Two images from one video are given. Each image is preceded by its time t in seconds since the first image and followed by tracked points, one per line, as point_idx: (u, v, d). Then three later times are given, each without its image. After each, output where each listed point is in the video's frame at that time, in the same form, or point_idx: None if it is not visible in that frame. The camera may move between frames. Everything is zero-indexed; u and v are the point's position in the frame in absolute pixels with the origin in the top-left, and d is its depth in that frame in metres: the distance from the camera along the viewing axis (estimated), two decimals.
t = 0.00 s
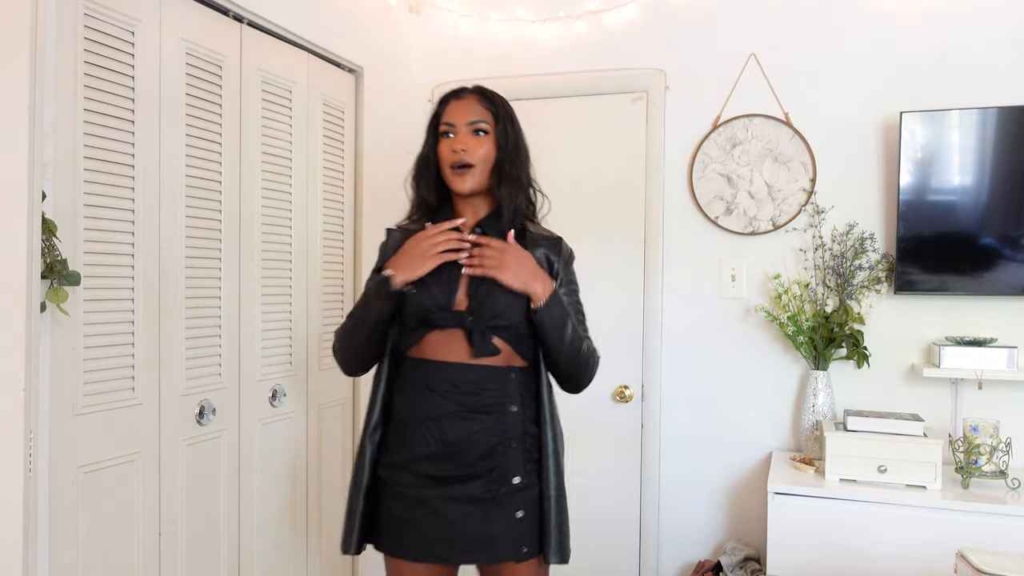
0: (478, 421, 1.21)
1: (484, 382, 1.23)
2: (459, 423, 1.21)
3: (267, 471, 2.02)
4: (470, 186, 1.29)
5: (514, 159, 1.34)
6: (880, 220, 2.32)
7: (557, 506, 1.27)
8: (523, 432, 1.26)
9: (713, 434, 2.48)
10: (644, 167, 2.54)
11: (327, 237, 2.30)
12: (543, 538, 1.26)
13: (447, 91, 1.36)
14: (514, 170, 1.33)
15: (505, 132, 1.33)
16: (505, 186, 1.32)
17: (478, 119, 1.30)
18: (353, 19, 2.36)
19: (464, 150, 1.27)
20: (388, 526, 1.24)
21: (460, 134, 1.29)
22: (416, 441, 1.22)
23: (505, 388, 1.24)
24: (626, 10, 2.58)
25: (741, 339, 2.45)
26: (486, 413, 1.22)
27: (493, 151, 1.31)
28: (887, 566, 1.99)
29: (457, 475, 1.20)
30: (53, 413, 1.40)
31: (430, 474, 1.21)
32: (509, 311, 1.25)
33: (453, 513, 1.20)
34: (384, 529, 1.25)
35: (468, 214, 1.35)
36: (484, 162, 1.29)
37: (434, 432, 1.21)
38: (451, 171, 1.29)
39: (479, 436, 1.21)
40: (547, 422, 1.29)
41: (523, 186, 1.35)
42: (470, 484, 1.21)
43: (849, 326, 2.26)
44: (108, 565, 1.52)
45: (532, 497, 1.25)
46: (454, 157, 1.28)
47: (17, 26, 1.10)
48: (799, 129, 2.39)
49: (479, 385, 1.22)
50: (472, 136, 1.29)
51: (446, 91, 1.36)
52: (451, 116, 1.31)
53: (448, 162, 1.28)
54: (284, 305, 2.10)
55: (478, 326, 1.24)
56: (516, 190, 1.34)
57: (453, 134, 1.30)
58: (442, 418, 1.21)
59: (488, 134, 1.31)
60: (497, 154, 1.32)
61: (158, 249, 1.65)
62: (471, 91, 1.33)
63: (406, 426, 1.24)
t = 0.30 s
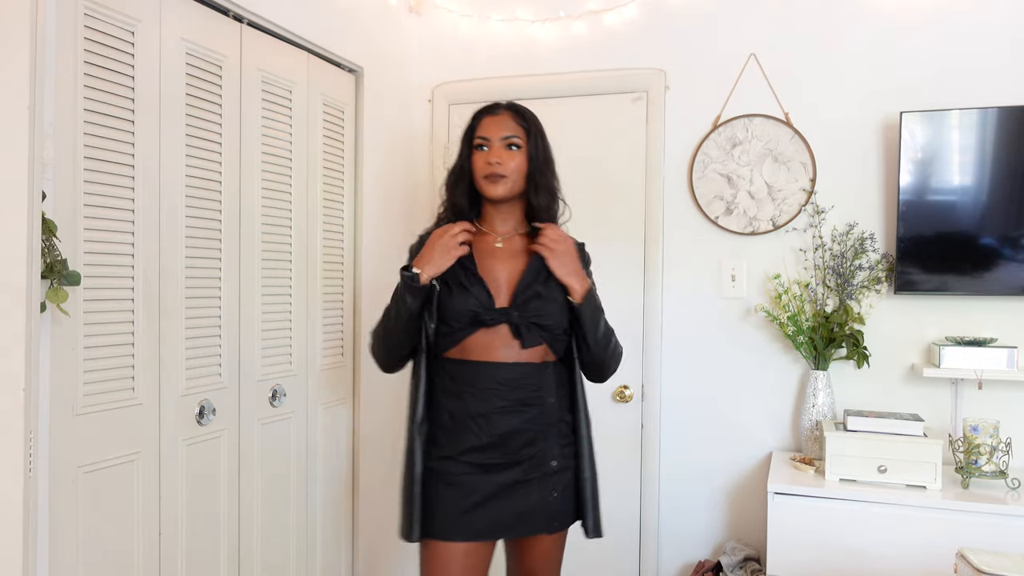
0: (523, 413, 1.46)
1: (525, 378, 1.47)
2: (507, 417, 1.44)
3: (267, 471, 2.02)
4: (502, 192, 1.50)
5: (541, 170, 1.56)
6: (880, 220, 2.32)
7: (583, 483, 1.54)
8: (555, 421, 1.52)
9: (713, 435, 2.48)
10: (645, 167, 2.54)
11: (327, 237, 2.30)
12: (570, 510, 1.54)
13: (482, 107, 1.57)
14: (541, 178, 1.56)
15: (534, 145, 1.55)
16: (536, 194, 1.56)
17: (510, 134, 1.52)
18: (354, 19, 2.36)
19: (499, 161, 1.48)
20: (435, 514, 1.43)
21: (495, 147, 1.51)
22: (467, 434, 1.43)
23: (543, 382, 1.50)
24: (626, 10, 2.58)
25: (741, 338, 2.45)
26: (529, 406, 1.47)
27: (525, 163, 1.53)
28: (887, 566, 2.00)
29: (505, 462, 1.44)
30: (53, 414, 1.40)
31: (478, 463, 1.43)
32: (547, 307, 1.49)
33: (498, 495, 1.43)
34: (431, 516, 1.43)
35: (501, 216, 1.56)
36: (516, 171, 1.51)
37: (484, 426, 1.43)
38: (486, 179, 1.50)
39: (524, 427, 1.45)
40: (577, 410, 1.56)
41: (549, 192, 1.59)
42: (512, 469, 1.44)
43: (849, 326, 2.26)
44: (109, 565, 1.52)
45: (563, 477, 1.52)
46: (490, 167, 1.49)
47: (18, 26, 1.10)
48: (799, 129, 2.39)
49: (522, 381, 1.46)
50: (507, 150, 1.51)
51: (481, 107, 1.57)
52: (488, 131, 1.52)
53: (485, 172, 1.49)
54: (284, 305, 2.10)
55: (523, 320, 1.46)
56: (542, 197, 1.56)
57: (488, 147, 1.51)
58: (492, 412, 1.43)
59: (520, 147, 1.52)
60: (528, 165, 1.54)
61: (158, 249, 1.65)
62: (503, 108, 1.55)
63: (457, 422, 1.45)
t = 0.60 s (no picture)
0: (508, 410, 1.52)
1: (511, 375, 1.52)
2: (494, 414, 1.51)
3: (267, 471, 2.03)
4: (487, 185, 1.60)
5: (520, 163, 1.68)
6: (880, 220, 2.31)
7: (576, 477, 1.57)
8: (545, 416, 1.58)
9: (712, 435, 2.48)
10: (645, 167, 2.54)
11: (328, 238, 2.30)
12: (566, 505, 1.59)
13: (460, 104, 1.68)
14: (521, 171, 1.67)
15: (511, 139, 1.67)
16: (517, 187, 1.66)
17: (489, 128, 1.62)
18: (354, 19, 2.36)
19: (482, 155, 1.59)
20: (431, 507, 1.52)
21: (477, 141, 1.61)
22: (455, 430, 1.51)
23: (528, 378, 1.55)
24: (626, 10, 2.58)
25: (741, 338, 2.45)
26: (515, 403, 1.52)
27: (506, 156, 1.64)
28: (887, 566, 1.99)
29: (492, 456, 1.52)
30: (53, 414, 1.40)
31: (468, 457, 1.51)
32: (534, 300, 1.57)
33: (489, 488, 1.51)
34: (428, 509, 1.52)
35: (485, 212, 1.65)
36: (499, 165, 1.61)
37: (473, 423, 1.51)
38: (472, 174, 1.60)
39: (510, 423, 1.52)
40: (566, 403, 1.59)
41: (527, 187, 1.70)
42: (501, 464, 1.52)
43: (849, 326, 2.26)
44: (109, 565, 1.52)
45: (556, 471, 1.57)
46: (474, 161, 1.59)
47: (18, 26, 1.10)
48: (799, 129, 2.39)
49: (506, 378, 1.52)
50: (488, 143, 1.61)
51: (459, 105, 1.68)
52: (468, 127, 1.62)
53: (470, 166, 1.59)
54: (284, 305, 2.10)
55: (508, 315, 1.54)
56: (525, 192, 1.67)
57: (470, 142, 1.62)
58: (478, 408, 1.51)
59: (500, 141, 1.63)
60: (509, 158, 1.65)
61: (158, 250, 1.65)
62: (481, 104, 1.66)
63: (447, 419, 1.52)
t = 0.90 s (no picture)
0: (521, 401, 1.59)
1: (524, 371, 1.60)
2: (509, 405, 1.58)
3: (268, 471, 2.03)
4: (508, 199, 1.65)
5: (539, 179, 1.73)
6: (880, 220, 2.32)
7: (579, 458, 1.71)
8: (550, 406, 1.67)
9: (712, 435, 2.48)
10: (645, 167, 2.54)
11: (328, 237, 2.30)
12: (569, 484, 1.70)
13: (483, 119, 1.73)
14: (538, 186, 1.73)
15: (532, 153, 1.72)
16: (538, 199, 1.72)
17: (511, 144, 1.68)
18: (354, 19, 2.36)
19: (505, 170, 1.64)
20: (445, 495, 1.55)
21: (499, 156, 1.66)
22: (472, 421, 1.56)
23: (538, 375, 1.63)
24: (626, 10, 2.58)
25: (741, 338, 2.45)
26: (527, 395, 1.60)
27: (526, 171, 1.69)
28: (887, 566, 1.99)
29: (507, 443, 1.58)
30: (53, 414, 1.40)
31: (485, 447, 1.56)
32: (545, 308, 1.63)
33: (504, 474, 1.57)
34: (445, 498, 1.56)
35: (503, 220, 1.69)
36: (520, 179, 1.66)
37: (488, 414, 1.57)
38: (494, 186, 1.65)
39: (523, 412, 1.60)
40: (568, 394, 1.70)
41: (544, 198, 1.75)
42: (515, 451, 1.59)
43: (849, 326, 2.26)
44: (109, 565, 1.52)
45: (561, 455, 1.68)
46: (496, 175, 1.64)
47: (19, 26, 1.10)
48: (799, 130, 2.39)
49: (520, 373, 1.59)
50: (510, 158, 1.67)
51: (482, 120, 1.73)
52: (492, 141, 1.67)
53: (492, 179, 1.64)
54: (284, 305, 2.10)
55: (521, 320, 1.60)
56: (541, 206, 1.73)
57: (492, 156, 1.67)
58: (492, 402, 1.57)
59: (521, 156, 1.68)
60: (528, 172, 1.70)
61: (158, 250, 1.65)
62: (502, 120, 1.71)
63: (463, 411, 1.57)
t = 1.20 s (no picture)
0: (524, 391, 1.68)
1: (528, 362, 1.68)
2: (513, 394, 1.67)
3: (268, 471, 2.03)
4: (519, 193, 1.77)
5: (549, 174, 1.85)
6: (880, 220, 2.31)
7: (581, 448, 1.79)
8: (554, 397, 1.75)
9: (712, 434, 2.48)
10: (645, 167, 2.54)
11: (327, 237, 2.30)
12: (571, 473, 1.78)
13: (495, 119, 1.85)
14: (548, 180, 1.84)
15: (542, 150, 1.84)
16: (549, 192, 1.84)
17: (521, 140, 1.79)
18: (354, 19, 2.36)
19: (516, 165, 1.76)
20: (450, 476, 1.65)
21: (510, 152, 1.78)
22: (477, 406, 1.66)
23: (542, 365, 1.71)
24: (626, 10, 2.58)
25: (741, 337, 2.45)
26: (530, 385, 1.69)
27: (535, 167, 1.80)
28: (887, 566, 1.99)
29: (509, 431, 1.66)
30: (53, 413, 1.40)
31: (489, 432, 1.65)
32: (551, 297, 1.72)
33: (506, 459, 1.66)
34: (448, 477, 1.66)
35: (514, 215, 1.80)
36: (530, 174, 1.77)
37: (491, 402, 1.66)
38: (506, 181, 1.76)
39: (526, 402, 1.68)
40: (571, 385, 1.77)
41: (554, 195, 1.86)
42: (518, 438, 1.68)
43: (849, 326, 2.26)
44: (109, 564, 1.52)
45: (564, 445, 1.75)
46: (508, 169, 1.76)
47: (19, 27, 1.10)
48: (799, 130, 2.39)
49: (524, 364, 1.68)
50: (519, 154, 1.78)
51: (494, 120, 1.85)
52: (503, 139, 1.79)
53: (504, 174, 1.76)
54: (285, 304, 2.10)
55: (526, 309, 1.68)
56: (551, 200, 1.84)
57: (503, 153, 1.78)
58: (497, 390, 1.66)
59: (530, 153, 1.80)
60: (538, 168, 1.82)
61: (158, 250, 1.65)
62: (513, 118, 1.83)
63: (469, 397, 1.67)
